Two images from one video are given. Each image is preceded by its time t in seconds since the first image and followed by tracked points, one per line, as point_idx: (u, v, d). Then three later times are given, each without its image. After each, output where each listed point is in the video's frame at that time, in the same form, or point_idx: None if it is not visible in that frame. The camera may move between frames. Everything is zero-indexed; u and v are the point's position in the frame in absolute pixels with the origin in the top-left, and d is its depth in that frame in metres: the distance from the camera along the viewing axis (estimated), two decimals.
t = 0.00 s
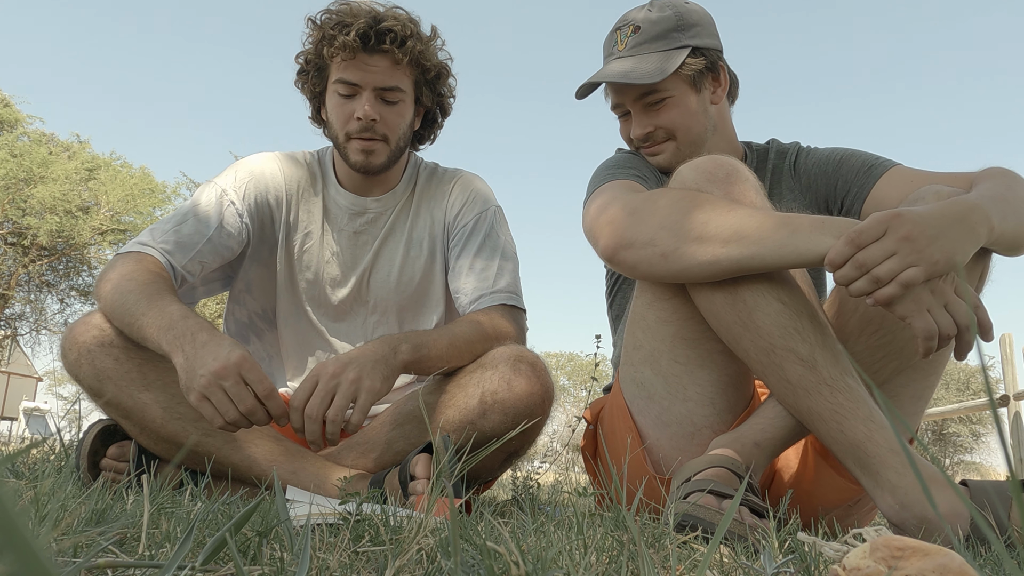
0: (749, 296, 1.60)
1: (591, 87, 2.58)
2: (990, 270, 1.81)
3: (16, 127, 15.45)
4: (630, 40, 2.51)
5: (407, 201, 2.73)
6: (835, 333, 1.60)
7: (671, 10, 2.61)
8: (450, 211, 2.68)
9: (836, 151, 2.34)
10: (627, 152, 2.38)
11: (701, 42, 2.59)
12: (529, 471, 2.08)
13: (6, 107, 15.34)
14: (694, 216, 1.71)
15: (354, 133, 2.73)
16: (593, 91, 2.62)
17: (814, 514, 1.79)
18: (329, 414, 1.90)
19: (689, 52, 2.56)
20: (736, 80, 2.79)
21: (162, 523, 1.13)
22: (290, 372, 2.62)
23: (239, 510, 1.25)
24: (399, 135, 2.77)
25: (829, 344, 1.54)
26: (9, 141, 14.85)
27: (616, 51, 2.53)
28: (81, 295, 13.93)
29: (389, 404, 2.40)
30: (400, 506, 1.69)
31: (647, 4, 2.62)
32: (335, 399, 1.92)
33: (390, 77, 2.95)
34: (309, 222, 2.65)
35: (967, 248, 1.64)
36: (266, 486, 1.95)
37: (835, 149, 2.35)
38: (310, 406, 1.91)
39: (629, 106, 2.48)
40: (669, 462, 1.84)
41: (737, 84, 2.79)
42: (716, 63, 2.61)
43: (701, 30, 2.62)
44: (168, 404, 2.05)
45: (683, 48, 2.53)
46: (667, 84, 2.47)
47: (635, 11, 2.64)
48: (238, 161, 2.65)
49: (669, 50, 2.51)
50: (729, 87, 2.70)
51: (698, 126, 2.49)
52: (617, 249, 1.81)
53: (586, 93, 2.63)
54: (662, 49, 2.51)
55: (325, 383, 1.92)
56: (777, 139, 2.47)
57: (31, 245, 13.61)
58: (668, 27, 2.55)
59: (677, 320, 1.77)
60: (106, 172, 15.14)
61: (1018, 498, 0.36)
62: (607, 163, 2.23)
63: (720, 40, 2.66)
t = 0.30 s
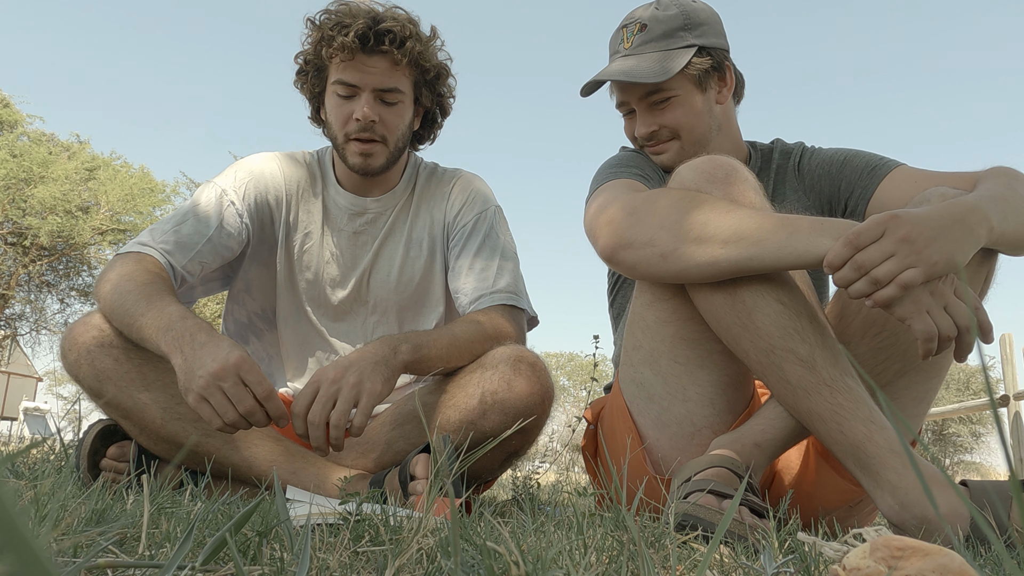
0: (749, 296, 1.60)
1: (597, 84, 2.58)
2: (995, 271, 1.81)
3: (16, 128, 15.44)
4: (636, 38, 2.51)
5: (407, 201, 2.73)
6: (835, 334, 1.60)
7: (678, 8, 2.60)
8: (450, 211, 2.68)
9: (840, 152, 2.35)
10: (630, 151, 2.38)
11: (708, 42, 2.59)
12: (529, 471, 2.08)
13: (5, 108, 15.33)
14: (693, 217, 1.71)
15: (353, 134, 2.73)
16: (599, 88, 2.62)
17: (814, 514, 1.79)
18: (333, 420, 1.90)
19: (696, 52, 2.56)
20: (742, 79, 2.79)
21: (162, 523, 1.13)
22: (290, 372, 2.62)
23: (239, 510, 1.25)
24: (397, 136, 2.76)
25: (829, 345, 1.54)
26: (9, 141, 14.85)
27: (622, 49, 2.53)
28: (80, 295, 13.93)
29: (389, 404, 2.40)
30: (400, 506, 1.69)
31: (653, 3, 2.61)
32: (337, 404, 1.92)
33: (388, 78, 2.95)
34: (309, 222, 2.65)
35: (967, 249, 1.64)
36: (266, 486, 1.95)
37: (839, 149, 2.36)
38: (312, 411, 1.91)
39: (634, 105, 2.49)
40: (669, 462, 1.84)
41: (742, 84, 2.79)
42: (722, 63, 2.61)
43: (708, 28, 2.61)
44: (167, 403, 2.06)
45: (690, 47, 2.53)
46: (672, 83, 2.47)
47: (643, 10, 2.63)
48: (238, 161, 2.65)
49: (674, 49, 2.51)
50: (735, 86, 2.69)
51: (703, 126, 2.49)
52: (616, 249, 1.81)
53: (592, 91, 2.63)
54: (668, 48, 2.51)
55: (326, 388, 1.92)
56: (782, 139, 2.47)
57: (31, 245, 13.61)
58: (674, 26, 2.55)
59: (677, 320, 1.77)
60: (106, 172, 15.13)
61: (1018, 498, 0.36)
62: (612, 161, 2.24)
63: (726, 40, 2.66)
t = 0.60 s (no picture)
0: (749, 296, 1.60)
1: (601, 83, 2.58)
2: (996, 272, 1.81)
3: (16, 128, 15.43)
4: (640, 38, 2.51)
5: (407, 201, 2.73)
6: (835, 333, 1.60)
7: (682, 8, 2.60)
8: (450, 211, 2.68)
9: (843, 152, 2.35)
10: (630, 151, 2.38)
11: (712, 42, 2.59)
12: (529, 472, 2.08)
13: (5, 107, 15.33)
14: (694, 216, 1.71)
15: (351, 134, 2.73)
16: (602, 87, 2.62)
17: (814, 514, 1.79)
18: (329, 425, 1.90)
19: (700, 52, 2.56)
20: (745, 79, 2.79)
21: (162, 523, 1.13)
22: (290, 372, 2.62)
23: (239, 510, 1.25)
24: (396, 137, 2.76)
25: (829, 344, 1.54)
26: (9, 141, 14.85)
27: (626, 48, 2.52)
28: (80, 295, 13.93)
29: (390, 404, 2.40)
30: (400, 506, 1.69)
31: (658, 3, 2.61)
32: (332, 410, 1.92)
33: (388, 79, 2.95)
34: (309, 222, 2.64)
35: (967, 248, 1.64)
36: (266, 486, 1.95)
37: (841, 150, 2.35)
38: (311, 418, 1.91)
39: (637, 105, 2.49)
40: (670, 461, 1.84)
41: (745, 85, 2.79)
42: (727, 62, 2.61)
43: (712, 29, 2.61)
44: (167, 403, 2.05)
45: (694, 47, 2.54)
46: (675, 83, 2.48)
47: (647, 9, 2.63)
48: (239, 162, 2.65)
49: (679, 49, 2.52)
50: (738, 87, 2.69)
51: (707, 126, 2.49)
52: (617, 248, 1.81)
53: (595, 89, 2.63)
54: (672, 48, 2.51)
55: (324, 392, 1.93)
56: (783, 139, 2.47)
57: (32, 245, 13.61)
58: (679, 25, 2.55)
59: (677, 320, 1.77)
60: (106, 172, 15.12)
61: (1019, 499, 0.36)
62: (614, 160, 2.24)
63: (730, 40, 2.66)
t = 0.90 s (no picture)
0: (749, 296, 1.60)
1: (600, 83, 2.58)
2: (996, 271, 1.81)
3: (16, 128, 15.41)
4: (640, 38, 2.51)
5: (408, 202, 2.73)
6: (835, 333, 1.60)
7: (682, 8, 2.60)
8: (450, 211, 2.68)
9: (842, 151, 2.35)
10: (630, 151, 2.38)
11: (712, 42, 2.59)
12: (529, 472, 2.08)
13: (5, 108, 15.32)
14: (693, 217, 1.71)
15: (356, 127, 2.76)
16: (600, 87, 2.62)
17: (814, 514, 1.79)
18: (321, 415, 1.90)
19: (700, 52, 2.56)
20: (744, 80, 2.79)
21: (162, 523, 1.13)
22: (290, 372, 2.62)
23: (239, 510, 1.25)
24: (402, 132, 2.79)
25: (829, 344, 1.54)
26: (9, 141, 14.85)
27: (626, 48, 2.53)
28: (81, 295, 13.93)
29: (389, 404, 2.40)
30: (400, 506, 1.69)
31: (658, 3, 2.61)
32: (327, 399, 1.92)
33: (393, 72, 2.95)
34: (310, 222, 2.64)
35: (967, 248, 1.64)
36: (266, 486, 1.95)
37: (841, 149, 2.35)
38: (306, 405, 1.91)
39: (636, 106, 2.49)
40: (670, 461, 1.84)
41: (744, 86, 2.79)
42: (727, 63, 2.61)
43: (712, 29, 2.61)
44: (167, 404, 2.05)
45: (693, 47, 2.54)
46: (675, 83, 2.48)
47: (647, 9, 2.63)
48: (240, 162, 2.65)
49: (679, 49, 2.52)
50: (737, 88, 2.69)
51: (706, 125, 2.49)
52: (617, 248, 1.81)
53: (595, 90, 2.63)
54: (671, 48, 2.51)
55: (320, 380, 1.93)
56: (783, 139, 2.46)
57: (32, 245, 13.61)
58: (679, 26, 2.55)
59: (677, 319, 1.77)
60: (106, 173, 15.12)
61: (1019, 500, 0.35)
62: (614, 160, 2.24)
63: (730, 41, 2.66)
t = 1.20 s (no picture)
0: (751, 295, 1.60)
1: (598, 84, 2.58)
2: (994, 271, 1.81)
3: (16, 128, 15.41)
4: (638, 39, 2.51)
5: (408, 201, 2.73)
6: (836, 333, 1.60)
7: (680, 9, 2.60)
8: (450, 211, 2.68)
9: (840, 148, 2.35)
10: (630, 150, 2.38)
11: (710, 42, 2.59)
12: (529, 471, 2.08)
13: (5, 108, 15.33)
14: (697, 217, 1.71)
15: (367, 113, 2.83)
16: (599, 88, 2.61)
17: (814, 514, 1.79)
18: (328, 405, 1.91)
19: (697, 52, 2.56)
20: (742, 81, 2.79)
21: (162, 523, 1.13)
22: (291, 371, 2.62)
23: (239, 510, 1.25)
24: (411, 122, 2.86)
25: (831, 343, 1.54)
26: (9, 141, 14.85)
27: (624, 49, 2.53)
28: (80, 295, 13.93)
29: (389, 404, 2.40)
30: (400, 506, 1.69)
31: (656, 3, 2.61)
32: (334, 389, 1.93)
33: (402, 60, 3.00)
34: (311, 221, 2.64)
35: (970, 251, 1.64)
36: (266, 486, 1.95)
37: (839, 145, 2.36)
38: (312, 395, 1.91)
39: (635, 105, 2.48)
40: (670, 460, 1.84)
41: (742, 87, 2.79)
42: (724, 63, 2.61)
43: (709, 30, 2.61)
44: (167, 403, 2.05)
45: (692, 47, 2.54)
46: (673, 82, 2.47)
47: (644, 10, 2.63)
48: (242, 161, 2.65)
49: (677, 50, 2.51)
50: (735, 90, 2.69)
51: (704, 126, 2.49)
52: (621, 248, 1.81)
53: (593, 91, 2.63)
54: (669, 49, 2.51)
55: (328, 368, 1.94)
56: (781, 137, 2.47)
57: (32, 245, 13.61)
58: (676, 26, 2.56)
59: (680, 318, 1.77)
60: (106, 172, 15.11)
61: (1019, 499, 0.35)
62: (614, 157, 2.24)
63: (728, 41, 2.66)
